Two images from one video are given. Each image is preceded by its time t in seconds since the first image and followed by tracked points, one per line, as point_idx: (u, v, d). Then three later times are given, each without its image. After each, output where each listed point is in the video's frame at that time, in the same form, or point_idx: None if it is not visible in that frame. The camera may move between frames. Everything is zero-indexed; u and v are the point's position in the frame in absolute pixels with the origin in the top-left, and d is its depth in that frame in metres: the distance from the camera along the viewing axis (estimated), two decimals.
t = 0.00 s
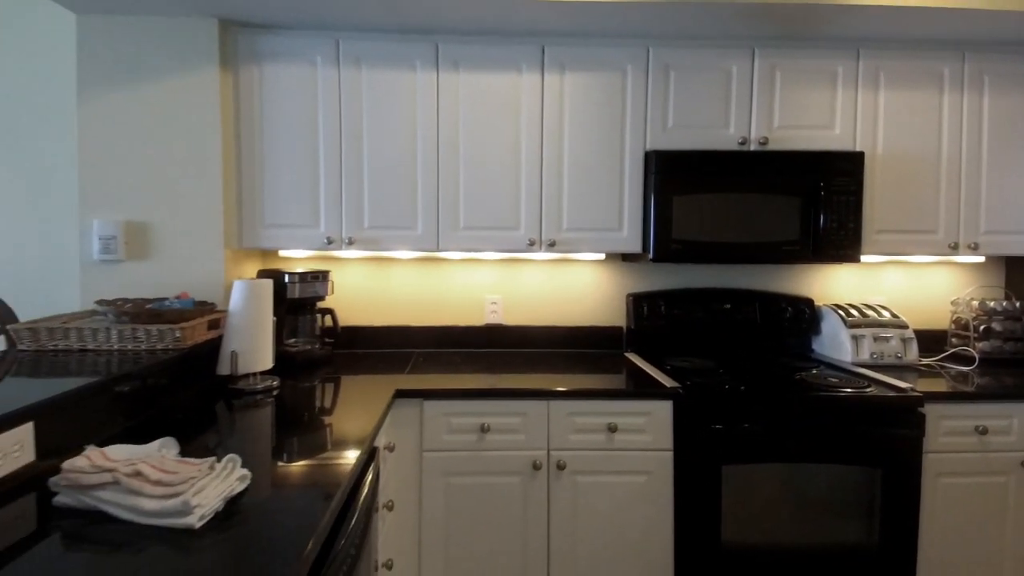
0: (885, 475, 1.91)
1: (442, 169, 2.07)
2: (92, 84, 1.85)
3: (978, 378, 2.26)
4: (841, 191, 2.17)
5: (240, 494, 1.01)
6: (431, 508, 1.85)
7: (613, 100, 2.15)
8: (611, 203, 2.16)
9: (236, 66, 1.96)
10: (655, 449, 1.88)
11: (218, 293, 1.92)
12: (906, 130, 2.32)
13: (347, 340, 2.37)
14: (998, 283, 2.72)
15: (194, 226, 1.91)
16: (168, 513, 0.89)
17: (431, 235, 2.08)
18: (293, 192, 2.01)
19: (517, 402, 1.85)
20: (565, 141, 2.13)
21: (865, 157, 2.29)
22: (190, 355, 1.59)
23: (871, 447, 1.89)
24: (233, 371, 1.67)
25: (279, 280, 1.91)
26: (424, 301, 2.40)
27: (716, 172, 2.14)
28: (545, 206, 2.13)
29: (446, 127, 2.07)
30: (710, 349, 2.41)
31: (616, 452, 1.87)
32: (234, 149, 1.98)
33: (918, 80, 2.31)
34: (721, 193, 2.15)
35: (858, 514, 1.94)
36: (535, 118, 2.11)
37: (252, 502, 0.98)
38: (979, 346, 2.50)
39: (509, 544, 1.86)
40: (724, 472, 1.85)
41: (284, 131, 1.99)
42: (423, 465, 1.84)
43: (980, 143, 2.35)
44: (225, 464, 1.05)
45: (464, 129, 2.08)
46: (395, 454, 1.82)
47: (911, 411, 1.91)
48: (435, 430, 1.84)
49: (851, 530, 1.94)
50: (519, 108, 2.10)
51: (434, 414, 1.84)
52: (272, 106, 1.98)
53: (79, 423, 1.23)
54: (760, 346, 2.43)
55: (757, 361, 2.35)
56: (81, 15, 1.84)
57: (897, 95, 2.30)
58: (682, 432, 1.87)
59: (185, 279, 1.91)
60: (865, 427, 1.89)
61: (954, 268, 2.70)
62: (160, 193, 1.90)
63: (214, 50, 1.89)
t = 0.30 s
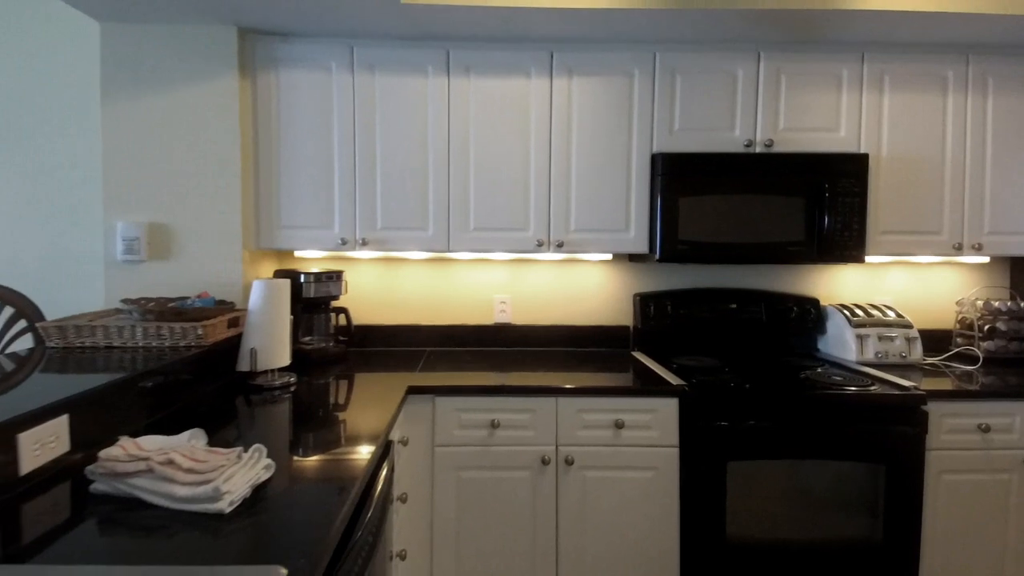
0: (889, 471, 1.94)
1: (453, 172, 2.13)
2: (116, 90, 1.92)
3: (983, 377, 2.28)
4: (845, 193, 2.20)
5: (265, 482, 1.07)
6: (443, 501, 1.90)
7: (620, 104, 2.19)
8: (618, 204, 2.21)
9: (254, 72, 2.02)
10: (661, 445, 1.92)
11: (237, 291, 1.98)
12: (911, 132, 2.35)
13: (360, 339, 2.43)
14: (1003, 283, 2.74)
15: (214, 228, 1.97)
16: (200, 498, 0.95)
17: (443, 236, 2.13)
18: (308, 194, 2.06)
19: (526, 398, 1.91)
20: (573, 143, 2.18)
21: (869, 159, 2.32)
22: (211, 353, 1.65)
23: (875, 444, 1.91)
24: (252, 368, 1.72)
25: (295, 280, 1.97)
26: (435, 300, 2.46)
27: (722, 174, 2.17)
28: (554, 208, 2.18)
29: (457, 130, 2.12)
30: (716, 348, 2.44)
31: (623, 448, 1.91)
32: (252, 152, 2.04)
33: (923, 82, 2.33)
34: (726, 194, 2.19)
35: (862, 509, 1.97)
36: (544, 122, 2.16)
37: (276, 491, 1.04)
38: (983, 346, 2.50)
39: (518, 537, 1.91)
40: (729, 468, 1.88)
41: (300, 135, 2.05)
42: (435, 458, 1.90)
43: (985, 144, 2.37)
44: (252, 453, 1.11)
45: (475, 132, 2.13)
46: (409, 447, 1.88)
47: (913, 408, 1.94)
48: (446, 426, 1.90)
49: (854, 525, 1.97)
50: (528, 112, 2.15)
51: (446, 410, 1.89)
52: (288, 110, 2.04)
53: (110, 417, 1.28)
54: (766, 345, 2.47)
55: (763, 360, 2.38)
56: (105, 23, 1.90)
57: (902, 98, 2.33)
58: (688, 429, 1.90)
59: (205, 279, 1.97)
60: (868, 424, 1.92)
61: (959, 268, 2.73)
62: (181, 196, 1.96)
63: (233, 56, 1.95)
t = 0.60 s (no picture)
0: (889, 467, 1.96)
1: (461, 174, 2.17)
2: (136, 96, 1.98)
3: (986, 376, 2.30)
4: (847, 194, 2.22)
5: (285, 471, 1.13)
6: (452, 494, 1.96)
7: (624, 107, 2.23)
8: (623, 205, 2.25)
9: (268, 78, 2.08)
10: (665, 441, 1.96)
11: (252, 290, 2.05)
12: (913, 133, 2.36)
13: (371, 337, 2.48)
14: (1006, 282, 2.76)
15: (230, 229, 2.03)
16: (226, 486, 1.00)
17: (451, 236, 2.18)
18: (319, 196, 2.12)
19: (533, 395, 1.96)
20: (578, 145, 2.22)
21: (872, 160, 2.34)
22: (228, 349, 1.71)
23: (876, 441, 1.94)
24: (268, 364, 1.78)
25: (308, 279, 2.03)
26: (443, 299, 2.50)
27: (725, 176, 2.21)
28: (559, 209, 2.22)
29: (465, 133, 2.16)
30: (720, 346, 2.48)
31: (627, 444, 1.96)
32: (266, 154, 2.09)
33: (925, 84, 2.35)
34: (730, 195, 2.23)
35: (863, 504, 1.99)
36: (550, 125, 2.20)
37: (296, 480, 1.10)
38: (985, 345, 2.52)
39: (525, 530, 1.96)
40: (731, 463, 1.92)
41: (312, 138, 2.10)
42: (445, 453, 1.95)
43: (987, 145, 2.38)
44: (273, 444, 1.18)
45: (482, 135, 2.17)
46: (419, 442, 1.94)
47: (914, 406, 1.96)
48: (456, 421, 1.95)
49: (855, 523, 2.00)
50: (534, 115, 2.19)
51: (455, 405, 1.95)
52: (301, 114, 2.09)
53: (135, 410, 1.33)
54: (769, 344, 2.50)
55: (767, 358, 2.42)
56: (125, 31, 1.96)
57: (904, 99, 2.35)
58: (692, 424, 1.94)
59: (222, 279, 2.04)
60: (869, 421, 1.94)
61: (961, 268, 2.75)
62: (199, 198, 2.02)
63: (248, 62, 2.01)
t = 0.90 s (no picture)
0: (890, 466, 1.99)
1: (469, 177, 2.22)
2: (154, 102, 2.04)
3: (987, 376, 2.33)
4: (849, 196, 2.26)
5: (304, 464, 1.18)
6: (461, 489, 2.01)
7: (629, 112, 2.27)
8: (627, 207, 2.29)
9: (282, 84, 2.13)
10: (669, 439, 2.00)
11: (266, 290, 2.11)
12: (915, 136, 2.39)
13: (381, 336, 2.54)
14: (1008, 283, 2.78)
15: (245, 231, 2.09)
16: (248, 477, 1.06)
17: (458, 238, 2.23)
18: (331, 199, 2.17)
19: (540, 393, 2.00)
20: (583, 148, 2.26)
21: (873, 163, 2.37)
22: (244, 348, 1.76)
23: (876, 440, 1.97)
24: (282, 362, 1.83)
25: (320, 280, 2.08)
26: (451, 299, 2.55)
27: (728, 178, 2.25)
28: (565, 212, 2.27)
29: (474, 137, 2.21)
30: (723, 346, 2.52)
31: (632, 441, 2.00)
32: (280, 158, 2.15)
33: (926, 88, 2.38)
34: (732, 198, 2.27)
35: (864, 503, 2.03)
36: (556, 129, 2.25)
37: (314, 472, 1.15)
38: (986, 345, 2.55)
39: (531, 524, 2.01)
40: (734, 460, 1.96)
41: (324, 143, 2.16)
42: (453, 449, 2.00)
43: (988, 148, 2.41)
44: (292, 438, 1.24)
45: (489, 139, 2.22)
46: (429, 438, 1.99)
47: (913, 405, 2.00)
48: (464, 418, 2.00)
49: (856, 519, 2.03)
50: (540, 120, 2.24)
51: (463, 403, 2.00)
52: (313, 119, 2.15)
53: (158, 406, 1.39)
54: (772, 344, 2.54)
55: (769, 358, 2.46)
56: (144, 39, 2.03)
57: (906, 103, 2.38)
58: (695, 422, 1.98)
59: (238, 279, 2.10)
60: (870, 421, 1.98)
61: (963, 269, 2.78)
62: (216, 200, 2.08)
63: (262, 69, 2.06)
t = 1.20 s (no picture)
0: (889, 463, 2.03)
1: (476, 179, 2.27)
2: (172, 108, 2.11)
3: (987, 375, 2.36)
4: (850, 198, 2.30)
5: (321, 456, 1.24)
6: (469, 484, 2.06)
7: (632, 116, 2.31)
8: (632, 209, 2.33)
9: (295, 89, 2.19)
10: (672, 436, 2.05)
11: (279, 290, 2.17)
12: (916, 139, 2.43)
13: (390, 335, 2.59)
14: (1009, 284, 2.81)
15: (260, 233, 2.15)
16: (271, 468, 1.12)
17: (466, 239, 2.28)
18: (342, 201, 2.22)
19: (546, 390, 2.05)
20: (588, 151, 2.31)
21: (874, 166, 2.41)
22: (259, 346, 1.82)
23: (876, 437, 2.01)
24: (296, 360, 1.90)
25: (331, 280, 2.13)
26: (458, 299, 2.60)
27: (731, 180, 2.29)
28: (570, 213, 2.31)
29: (484, 140, 2.26)
30: (726, 346, 2.56)
31: (636, 438, 2.05)
32: (293, 161, 2.21)
33: (927, 91, 2.41)
34: (734, 199, 2.31)
35: (864, 500, 2.06)
36: (561, 132, 2.29)
37: (331, 464, 1.21)
38: (987, 344, 2.58)
39: (537, 519, 2.06)
40: (737, 457, 2.00)
41: (335, 146, 2.21)
42: (462, 445, 2.06)
43: (988, 151, 2.44)
44: (310, 431, 1.29)
45: (497, 142, 2.27)
46: (438, 434, 2.04)
47: (913, 403, 2.03)
48: (472, 415, 2.05)
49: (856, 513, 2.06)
50: (546, 124, 2.28)
51: (471, 400, 2.05)
52: (325, 123, 2.20)
53: (180, 401, 1.44)
54: (774, 343, 2.58)
55: (771, 357, 2.50)
56: (161, 46, 2.09)
57: (907, 106, 2.41)
58: (698, 420, 2.02)
59: (253, 279, 2.16)
60: (871, 418, 2.01)
61: (964, 269, 2.81)
62: (231, 202, 2.14)
63: (276, 75, 2.12)
